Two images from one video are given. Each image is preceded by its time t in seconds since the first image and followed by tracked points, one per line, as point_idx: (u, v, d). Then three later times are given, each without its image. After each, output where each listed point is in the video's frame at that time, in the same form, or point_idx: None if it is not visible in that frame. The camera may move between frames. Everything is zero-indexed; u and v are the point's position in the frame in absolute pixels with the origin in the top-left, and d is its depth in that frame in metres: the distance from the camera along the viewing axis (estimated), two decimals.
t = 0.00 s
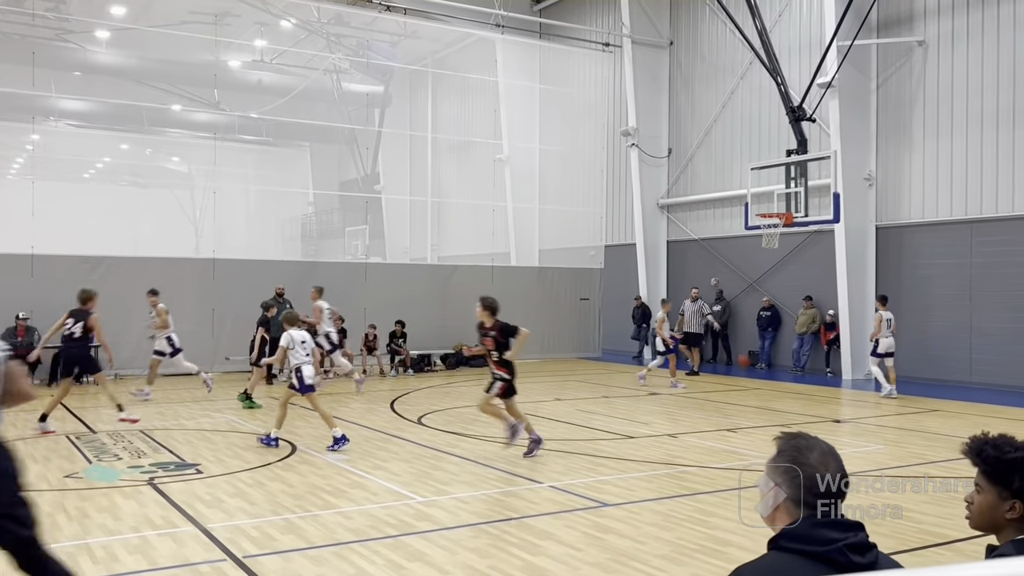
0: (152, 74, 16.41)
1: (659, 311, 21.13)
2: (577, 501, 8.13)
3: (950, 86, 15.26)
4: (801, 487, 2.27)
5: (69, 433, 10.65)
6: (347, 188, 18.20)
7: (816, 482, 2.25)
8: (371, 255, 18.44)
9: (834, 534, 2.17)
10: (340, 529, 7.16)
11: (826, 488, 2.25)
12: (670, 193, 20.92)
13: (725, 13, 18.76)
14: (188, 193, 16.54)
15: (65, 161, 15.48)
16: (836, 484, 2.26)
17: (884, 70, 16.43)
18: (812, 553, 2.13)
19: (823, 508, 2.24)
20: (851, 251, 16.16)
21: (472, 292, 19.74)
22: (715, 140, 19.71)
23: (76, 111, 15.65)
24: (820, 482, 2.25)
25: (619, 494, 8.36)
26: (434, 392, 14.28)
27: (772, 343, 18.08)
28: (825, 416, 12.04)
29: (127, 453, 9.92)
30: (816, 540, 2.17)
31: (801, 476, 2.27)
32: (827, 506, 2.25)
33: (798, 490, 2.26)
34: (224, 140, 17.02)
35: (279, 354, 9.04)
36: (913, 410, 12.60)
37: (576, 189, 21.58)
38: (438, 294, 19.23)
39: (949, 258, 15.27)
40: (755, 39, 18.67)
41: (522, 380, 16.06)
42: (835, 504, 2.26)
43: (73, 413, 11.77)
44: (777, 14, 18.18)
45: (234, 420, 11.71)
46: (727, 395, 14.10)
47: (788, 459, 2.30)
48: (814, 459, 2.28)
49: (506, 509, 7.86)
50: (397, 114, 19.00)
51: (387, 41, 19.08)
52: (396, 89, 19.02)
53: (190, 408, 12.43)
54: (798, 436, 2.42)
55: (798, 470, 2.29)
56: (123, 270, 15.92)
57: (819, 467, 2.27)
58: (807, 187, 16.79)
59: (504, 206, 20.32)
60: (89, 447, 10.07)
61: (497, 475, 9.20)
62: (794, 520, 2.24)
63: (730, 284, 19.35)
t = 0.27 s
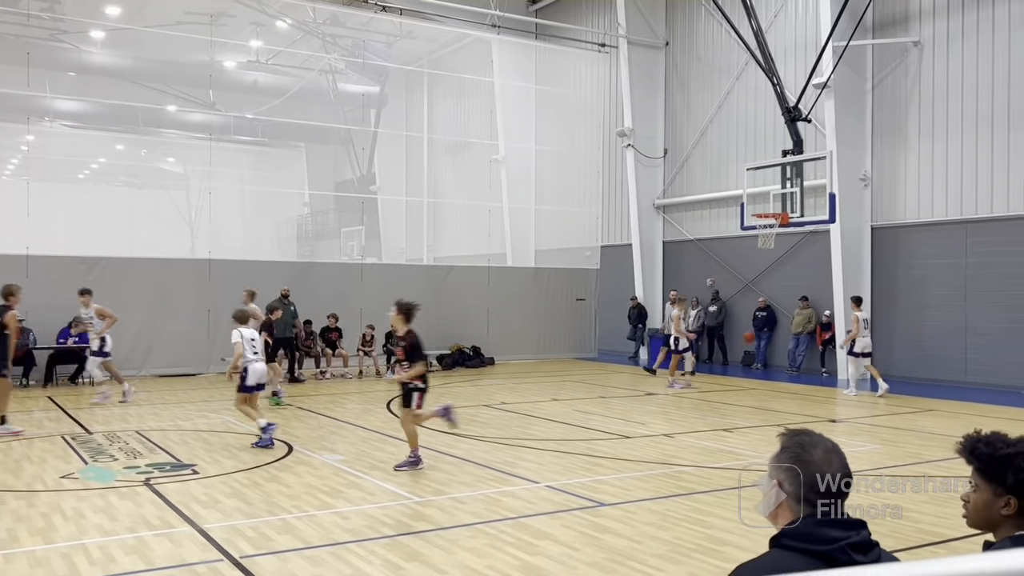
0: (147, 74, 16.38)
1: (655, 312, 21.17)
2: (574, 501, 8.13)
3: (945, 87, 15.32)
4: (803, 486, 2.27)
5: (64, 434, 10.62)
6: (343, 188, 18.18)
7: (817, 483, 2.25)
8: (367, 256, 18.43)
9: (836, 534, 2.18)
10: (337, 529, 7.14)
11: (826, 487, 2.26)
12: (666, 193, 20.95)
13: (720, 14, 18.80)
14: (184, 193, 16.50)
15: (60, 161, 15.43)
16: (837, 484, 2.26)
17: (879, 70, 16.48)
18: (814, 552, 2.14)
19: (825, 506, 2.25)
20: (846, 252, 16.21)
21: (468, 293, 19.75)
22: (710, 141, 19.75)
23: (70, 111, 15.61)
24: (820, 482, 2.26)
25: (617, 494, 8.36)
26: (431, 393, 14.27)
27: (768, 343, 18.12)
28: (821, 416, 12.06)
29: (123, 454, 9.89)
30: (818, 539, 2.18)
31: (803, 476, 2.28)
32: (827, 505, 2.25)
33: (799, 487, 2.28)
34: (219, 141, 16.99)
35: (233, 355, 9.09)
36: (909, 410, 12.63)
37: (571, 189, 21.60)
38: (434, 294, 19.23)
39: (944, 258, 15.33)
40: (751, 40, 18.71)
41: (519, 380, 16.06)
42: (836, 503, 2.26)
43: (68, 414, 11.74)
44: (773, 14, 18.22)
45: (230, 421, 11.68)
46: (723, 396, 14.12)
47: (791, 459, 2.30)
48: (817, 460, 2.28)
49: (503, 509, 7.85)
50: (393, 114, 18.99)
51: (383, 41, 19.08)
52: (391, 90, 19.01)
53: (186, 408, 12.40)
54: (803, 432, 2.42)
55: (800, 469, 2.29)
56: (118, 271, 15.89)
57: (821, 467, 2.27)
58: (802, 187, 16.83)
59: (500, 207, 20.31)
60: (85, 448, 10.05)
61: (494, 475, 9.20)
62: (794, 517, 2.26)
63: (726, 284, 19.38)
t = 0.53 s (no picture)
0: (139, 73, 16.33)
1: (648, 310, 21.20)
2: (567, 499, 8.14)
3: (937, 85, 15.38)
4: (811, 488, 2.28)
5: (56, 433, 10.57)
6: (335, 187, 18.15)
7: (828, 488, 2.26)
8: (359, 254, 18.41)
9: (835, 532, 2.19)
10: (330, 528, 7.14)
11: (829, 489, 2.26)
12: (658, 192, 20.97)
13: (713, 12, 18.84)
14: (176, 192, 16.44)
15: (51, 161, 15.37)
16: (838, 483, 2.26)
17: (871, 68, 16.53)
18: (813, 549, 2.14)
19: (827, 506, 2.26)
20: (838, 250, 16.26)
21: (462, 291, 19.74)
22: (703, 139, 19.78)
23: (61, 110, 15.54)
24: (821, 482, 2.27)
25: (610, 492, 8.37)
26: (424, 391, 14.27)
27: (761, 341, 18.17)
28: (813, 413, 12.11)
29: (115, 453, 9.86)
30: (818, 536, 2.18)
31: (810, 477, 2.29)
32: (827, 505, 2.25)
33: (803, 485, 2.29)
34: (211, 139, 16.94)
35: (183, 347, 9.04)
36: (900, 407, 12.68)
37: (565, 188, 21.61)
38: (428, 293, 19.22)
39: (936, 256, 15.39)
40: (743, 38, 18.75)
41: (513, 379, 16.06)
42: (836, 503, 2.26)
43: (60, 413, 11.69)
44: (765, 13, 18.26)
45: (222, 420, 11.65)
46: (715, 394, 14.15)
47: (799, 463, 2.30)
48: (827, 463, 2.29)
49: (497, 507, 7.86)
50: (386, 113, 18.97)
51: (376, 40, 19.05)
52: (384, 88, 18.99)
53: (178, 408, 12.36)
54: (806, 430, 2.42)
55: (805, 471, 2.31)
56: (110, 269, 15.83)
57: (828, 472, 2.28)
58: (795, 185, 16.89)
59: (493, 206, 20.30)
60: (77, 447, 10.02)
61: (487, 473, 9.20)
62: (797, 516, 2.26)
63: (718, 282, 19.42)
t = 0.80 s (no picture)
0: (130, 75, 16.28)
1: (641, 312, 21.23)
2: (561, 501, 8.14)
3: (927, 86, 15.45)
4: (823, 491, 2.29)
5: (47, 436, 10.53)
6: (328, 189, 18.12)
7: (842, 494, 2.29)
8: (352, 256, 18.38)
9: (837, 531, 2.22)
10: (323, 530, 7.12)
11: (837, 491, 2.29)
12: (651, 193, 21.01)
13: (704, 14, 18.90)
14: (168, 194, 16.39)
15: (42, 162, 15.30)
16: (839, 483, 2.29)
17: (862, 70, 16.59)
18: (818, 550, 2.16)
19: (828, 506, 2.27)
20: (830, 251, 16.30)
21: (455, 293, 19.74)
22: (695, 141, 19.83)
23: (53, 112, 15.48)
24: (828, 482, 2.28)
25: (603, 493, 8.38)
26: (417, 393, 14.26)
27: (753, 342, 18.22)
28: (805, 414, 12.14)
29: (106, 457, 9.83)
30: (821, 536, 2.20)
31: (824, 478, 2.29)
32: (827, 505, 2.27)
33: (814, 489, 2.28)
34: (203, 141, 16.90)
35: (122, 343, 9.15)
36: (892, 407, 12.72)
37: (557, 190, 21.62)
38: (421, 295, 19.21)
39: (927, 257, 15.45)
40: (735, 40, 18.81)
41: (506, 381, 16.06)
42: (836, 503, 2.28)
43: (51, 417, 11.64)
44: (757, 15, 18.32)
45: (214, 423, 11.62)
46: (708, 395, 14.18)
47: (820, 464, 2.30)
48: (844, 468, 2.32)
49: (490, 509, 7.86)
50: (378, 115, 18.95)
51: (368, 41, 19.04)
52: (377, 90, 18.98)
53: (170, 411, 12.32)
54: (808, 433, 2.41)
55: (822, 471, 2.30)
56: (102, 271, 15.77)
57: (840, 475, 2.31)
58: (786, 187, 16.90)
59: (486, 207, 20.30)
60: (68, 450, 9.98)
61: (481, 475, 9.20)
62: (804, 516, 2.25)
63: (711, 283, 19.46)
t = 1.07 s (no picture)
0: (111, 76, 16.17)
1: (624, 314, 21.29)
2: (544, 503, 8.15)
3: (906, 90, 15.58)
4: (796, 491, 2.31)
5: (26, 441, 10.44)
6: (310, 191, 18.05)
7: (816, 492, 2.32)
8: (335, 259, 18.32)
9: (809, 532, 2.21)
10: (305, 535, 7.09)
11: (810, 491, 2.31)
12: (634, 195, 21.07)
13: (687, 18, 18.99)
14: (149, 196, 16.27)
15: (21, 164, 15.15)
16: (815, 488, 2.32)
17: (842, 73, 16.71)
18: (790, 551, 2.16)
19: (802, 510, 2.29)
20: (811, 253, 16.41)
21: (438, 295, 19.73)
22: (678, 144, 19.91)
23: (31, 114, 15.35)
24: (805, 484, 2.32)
25: (586, 496, 8.39)
26: (401, 396, 14.24)
27: (736, 344, 18.32)
28: (788, 415, 12.22)
29: (86, 462, 9.76)
30: (793, 537, 2.21)
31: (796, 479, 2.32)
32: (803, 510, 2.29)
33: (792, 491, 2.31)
34: (184, 143, 16.80)
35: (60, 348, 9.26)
36: (873, 408, 12.82)
37: (541, 192, 21.65)
38: (404, 298, 19.18)
39: (907, 259, 15.58)
40: (716, 43, 18.91)
41: (490, 383, 16.06)
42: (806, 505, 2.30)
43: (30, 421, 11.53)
44: (738, 18, 18.42)
45: (196, 427, 11.55)
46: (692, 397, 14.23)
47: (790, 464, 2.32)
48: (816, 466, 2.35)
49: (473, 512, 7.85)
50: (361, 117, 18.90)
51: (351, 43, 19.00)
52: (359, 92, 18.93)
53: (152, 415, 12.23)
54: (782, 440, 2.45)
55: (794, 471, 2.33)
56: (82, 274, 15.65)
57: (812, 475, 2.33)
58: (768, 189, 17.05)
59: (469, 210, 20.29)
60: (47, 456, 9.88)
61: (464, 478, 9.19)
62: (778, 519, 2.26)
63: (693, 285, 19.54)
